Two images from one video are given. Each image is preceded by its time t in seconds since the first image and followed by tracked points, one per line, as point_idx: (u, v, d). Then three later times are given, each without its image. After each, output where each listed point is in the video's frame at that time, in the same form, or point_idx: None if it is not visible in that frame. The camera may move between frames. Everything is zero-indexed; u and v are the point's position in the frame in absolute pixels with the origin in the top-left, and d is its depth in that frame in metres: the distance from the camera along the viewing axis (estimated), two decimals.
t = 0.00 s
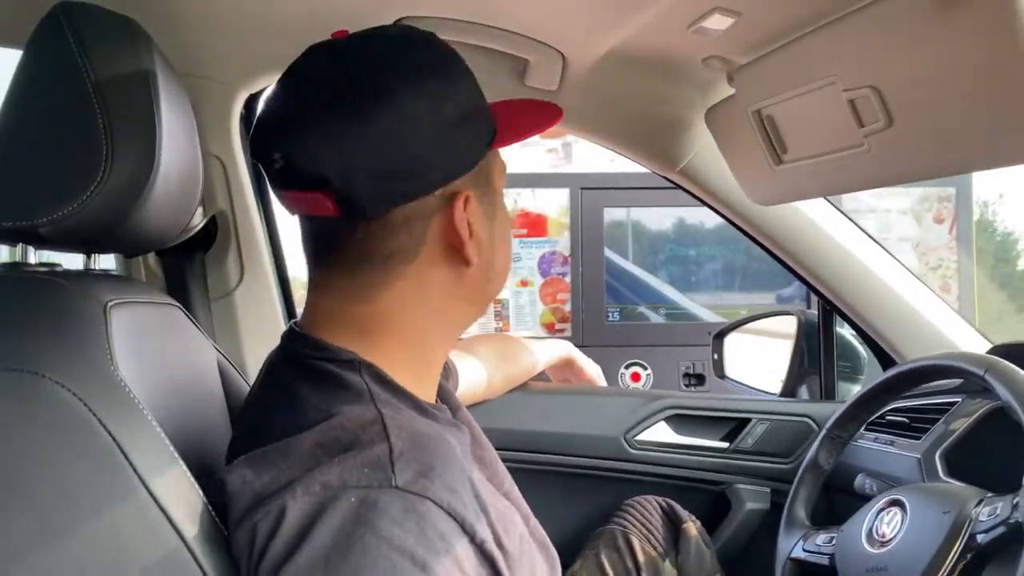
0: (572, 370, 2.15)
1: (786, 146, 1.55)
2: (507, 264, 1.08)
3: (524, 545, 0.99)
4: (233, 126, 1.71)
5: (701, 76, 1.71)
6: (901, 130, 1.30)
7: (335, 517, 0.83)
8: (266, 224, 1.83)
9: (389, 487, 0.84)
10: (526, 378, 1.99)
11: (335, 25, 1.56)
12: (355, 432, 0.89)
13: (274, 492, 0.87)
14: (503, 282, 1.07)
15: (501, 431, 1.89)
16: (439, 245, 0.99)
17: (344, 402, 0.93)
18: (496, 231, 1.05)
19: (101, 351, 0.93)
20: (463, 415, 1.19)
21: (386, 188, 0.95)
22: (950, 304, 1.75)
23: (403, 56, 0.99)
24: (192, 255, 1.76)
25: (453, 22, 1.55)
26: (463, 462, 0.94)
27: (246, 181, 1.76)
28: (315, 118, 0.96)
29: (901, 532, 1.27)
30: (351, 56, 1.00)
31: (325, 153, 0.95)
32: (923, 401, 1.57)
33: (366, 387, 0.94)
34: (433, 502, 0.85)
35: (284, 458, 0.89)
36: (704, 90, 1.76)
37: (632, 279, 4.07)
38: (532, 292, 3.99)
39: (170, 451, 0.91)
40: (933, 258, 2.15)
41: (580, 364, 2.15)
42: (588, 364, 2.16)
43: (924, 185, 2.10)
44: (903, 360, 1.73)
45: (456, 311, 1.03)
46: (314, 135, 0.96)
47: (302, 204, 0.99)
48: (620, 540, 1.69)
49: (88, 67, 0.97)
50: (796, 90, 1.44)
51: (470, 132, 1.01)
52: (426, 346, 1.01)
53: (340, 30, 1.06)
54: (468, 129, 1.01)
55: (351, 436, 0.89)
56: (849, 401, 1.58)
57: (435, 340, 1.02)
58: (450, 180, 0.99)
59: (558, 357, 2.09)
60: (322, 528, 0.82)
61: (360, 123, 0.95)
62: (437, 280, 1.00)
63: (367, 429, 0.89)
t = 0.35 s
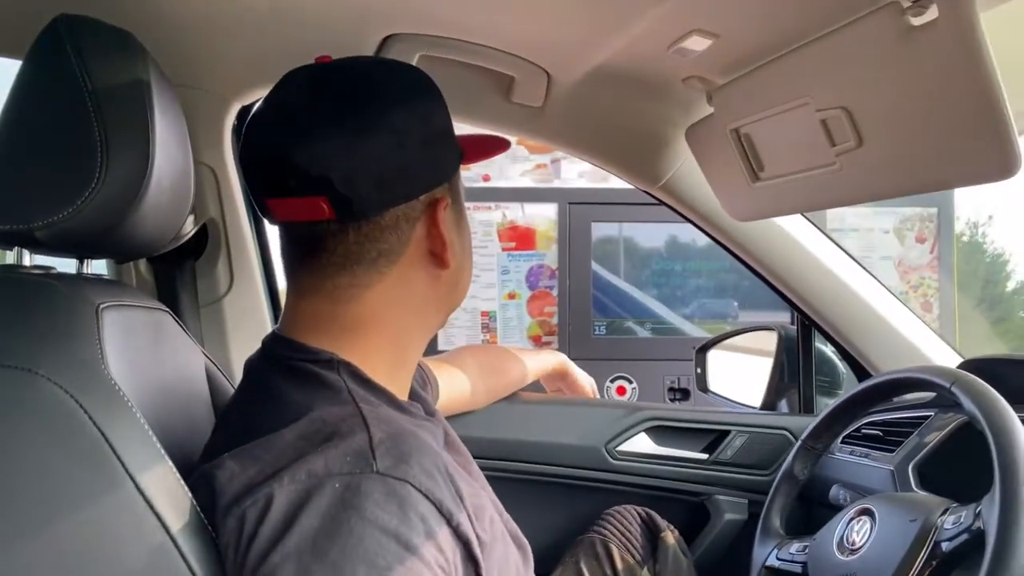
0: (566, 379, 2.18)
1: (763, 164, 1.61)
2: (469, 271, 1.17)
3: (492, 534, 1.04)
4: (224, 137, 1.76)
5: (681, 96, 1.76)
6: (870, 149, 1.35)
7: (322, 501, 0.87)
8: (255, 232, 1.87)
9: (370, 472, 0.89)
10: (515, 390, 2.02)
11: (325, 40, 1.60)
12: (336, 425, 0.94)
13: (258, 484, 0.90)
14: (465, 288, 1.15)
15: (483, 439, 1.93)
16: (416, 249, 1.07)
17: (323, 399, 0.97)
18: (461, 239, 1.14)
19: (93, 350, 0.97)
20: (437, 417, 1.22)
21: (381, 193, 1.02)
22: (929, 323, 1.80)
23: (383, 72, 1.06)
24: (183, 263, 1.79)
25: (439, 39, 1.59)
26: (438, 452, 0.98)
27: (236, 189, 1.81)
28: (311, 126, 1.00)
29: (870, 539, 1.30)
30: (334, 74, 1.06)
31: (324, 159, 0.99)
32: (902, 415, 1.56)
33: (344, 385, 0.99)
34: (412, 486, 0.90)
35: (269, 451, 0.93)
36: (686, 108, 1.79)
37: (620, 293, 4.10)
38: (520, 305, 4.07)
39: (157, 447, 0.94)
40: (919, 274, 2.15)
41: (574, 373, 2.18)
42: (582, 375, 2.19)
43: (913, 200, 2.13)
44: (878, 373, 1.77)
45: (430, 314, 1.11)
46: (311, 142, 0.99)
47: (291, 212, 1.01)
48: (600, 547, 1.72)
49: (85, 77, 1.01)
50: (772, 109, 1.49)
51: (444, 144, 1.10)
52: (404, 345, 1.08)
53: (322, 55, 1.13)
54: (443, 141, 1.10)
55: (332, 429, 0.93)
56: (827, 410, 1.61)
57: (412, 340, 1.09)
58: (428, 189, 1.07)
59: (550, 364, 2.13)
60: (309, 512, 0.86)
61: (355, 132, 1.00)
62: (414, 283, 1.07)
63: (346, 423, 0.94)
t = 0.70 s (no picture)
0: (556, 393, 2.18)
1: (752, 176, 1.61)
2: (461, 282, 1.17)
3: (474, 545, 1.03)
4: (212, 144, 1.75)
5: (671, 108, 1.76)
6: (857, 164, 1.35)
7: (301, 511, 0.86)
8: (242, 239, 1.86)
9: (351, 482, 0.88)
10: (504, 401, 2.02)
11: (314, 48, 1.60)
12: (317, 434, 0.93)
13: (236, 494, 0.89)
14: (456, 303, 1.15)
15: (470, 450, 1.92)
16: (406, 262, 1.07)
17: (305, 408, 0.96)
18: (453, 252, 1.14)
19: (73, 357, 0.95)
20: (423, 427, 1.23)
21: (371, 204, 1.01)
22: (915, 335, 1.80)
23: (377, 82, 1.06)
24: (170, 269, 1.78)
25: (429, 49, 1.59)
26: (421, 461, 0.98)
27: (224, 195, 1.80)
28: (303, 134, 1.00)
29: (856, 554, 1.29)
30: (329, 82, 1.05)
31: (314, 169, 0.99)
32: (888, 428, 1.57)
33: (328, 394, 0.98)
34: (393, 497, 0.89)
35: (248, 460, 0.92)
36: (675, 120, 1.80)
37: (610, 303, 4.11)
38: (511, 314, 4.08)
39: (136, 456, 0.93)
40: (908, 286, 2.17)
41: (564, 388, 2.19)
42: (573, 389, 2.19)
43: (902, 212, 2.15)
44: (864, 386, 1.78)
45: (418, 327, 1.10)
46: (302, 150, 0.99)
47: (282, 220, 1.01)
48: (586, 560, 1.71)
49: (69, 81, 1.00)
50: (762, 122, 1.49)
51: (437, 156, 1.10)
52: (392, 357, 1.08)
53: (322, 65, 1.13)
54: (437, 152, 1.10)
55: (313, 439, 0.92)
56: (813, 423, 1.60)
57: (399, 352, 1.09)
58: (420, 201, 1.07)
59: (541, 376, 2.14)
60: (289, 523, 0.85)
61: (346, 142, 1.00)
62: (403, 295, 1.07)
63: (327, 433, 0.93)
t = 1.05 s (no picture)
0: (559, 397, 2.17)
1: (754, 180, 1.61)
2: (466, 282, 1.15)
3: (475, 548, 1.03)
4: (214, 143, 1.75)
5: (672, 111, 1.76)
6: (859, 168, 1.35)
7: (302, 512, 0.85)
8: (243, 239, 1.86)
9: (352, 484, 0.88)
10: (506, 404, 2.02)
11: (316, 49, 1.60)
12: (318, 435, 0.93)
13: (237, 494, 0.89)
14: (455, 308, 1.14)
15: (470, 452, 1.92)
16: (402, 262, 1.06)
17: (305, 408, 0.96)
18: (455, 251, 1.12)
19: (74, 356, 0.95)
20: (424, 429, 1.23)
21: (361, 205, 1.01)
22: (914, 340, 1.81)
23: (376, 84, 1.06)
24: (170, 269, 1.78)
25: (433, 50, 1.59)
26: (422, 464, 0.98)
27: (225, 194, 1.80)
28: (295, 132, 1.00)
29: (856, 558, 1.29)
30: (329, 82, 1.06)
31: (305, 167, 0.99)
32: (886, 432, 1.57)
33: (330, 395, 0.98)
34: (394, 499, 0.89)
35: (248, 459, 0.91)
36: (676, 123, 1.80)
37: (609, 307, 4.10)
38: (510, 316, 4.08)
39: (137, 455, 0.93)
40: (906, 291, 2.18)
41: (567, 391, 2.17)
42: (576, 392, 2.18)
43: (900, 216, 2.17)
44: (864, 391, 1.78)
45: (417, 327, 1.10)
46: (293, 149, 1.00)
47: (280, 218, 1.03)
48: (585, 563, 1.71)
49: (73, 79, 0.99)
50: (764, 126, 1.50)
51: (437, 157, 1.09)
52: (389, 358, 1.07)
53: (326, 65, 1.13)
54: (436, 152, 1.09)
55: (314, 441, 0.92)
56: (815, 427, 1.60)
57: (398, 352, 1.08)
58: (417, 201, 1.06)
59: (544, 380, 2.13)
60: (289, 525, 0.84)
61: (336, 141, 1.00)
62: (399, 295, 1.07)
63: (328, 433, 0.93)
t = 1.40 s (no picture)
0: (563, 396, 2.18)
1: (759, 180, 1.61)
2: (470, 282, 1.14)
3: (481, 548, 1.03)
4: (218, 140, 1.75)
5: (677, 112, 1.76)
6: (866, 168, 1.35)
7: (312, 510, 0.85)
8: (247, 236, 1.86)
9: (361, 483, 0.88)
10: (511, 403, 2.02)
11: (322, 47, 1.60)
12: (327, 433, 0.92)
13: (247, 490, 0.89)
14: (460, 307, 1.13)
15: (473, 451, 1.92)
16: (401, 259, 1.06)
17: (314, 406, 0.96)
18: (458, 249, 1.12)
19: (81, 351, 0.95)
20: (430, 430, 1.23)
21: (349, 204, 1.02)
22: (918, 341, 1.80)
23: (371, 79, 1.06)
24: (174, 266, 1.79)
25: (439, 49, 1.59)
26: (430, 463, 0.98)
27: (230, 192, 1.80)
28: (286, 133, 1.02)
29: (859, 559, 1.27)
30: (327, 78, 1.06)
31: (294, 167, 1.01)
32: (890, 434, 1.56)
33: (338, 394, 0.98)
34: (403, 499, 0.89)
35: (259, 456, 0.92)
36: (681, 123, 1.80)
37: (610, 307, 4.12)
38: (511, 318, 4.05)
39: (141, 451, 0.93)
40: (909, 293, 2.17)
41: (571, 391, 2.18)
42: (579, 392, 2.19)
43: (903, 218, 2.16)
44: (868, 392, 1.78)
45: (416, 326, 1.09)
46: (283, 150, 1.01)
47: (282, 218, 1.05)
48: (588, 562, 1.71)
49: (79, 74, 0.99)
50: (769, 126, 1.50)
51: (430, 149, 1.08)
52: (387, 358, 1.06)
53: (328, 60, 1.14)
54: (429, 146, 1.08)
55: (323, 438, 0.92)
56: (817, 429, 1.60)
57: (397, 351, 1.07)
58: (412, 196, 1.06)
59: (547, 379, 2.13)
60: (297, 523, 0.84)
61: (322, 139, 1.01)
62: (397, 292, 1.06)
63: (337, 432, 0.92)
